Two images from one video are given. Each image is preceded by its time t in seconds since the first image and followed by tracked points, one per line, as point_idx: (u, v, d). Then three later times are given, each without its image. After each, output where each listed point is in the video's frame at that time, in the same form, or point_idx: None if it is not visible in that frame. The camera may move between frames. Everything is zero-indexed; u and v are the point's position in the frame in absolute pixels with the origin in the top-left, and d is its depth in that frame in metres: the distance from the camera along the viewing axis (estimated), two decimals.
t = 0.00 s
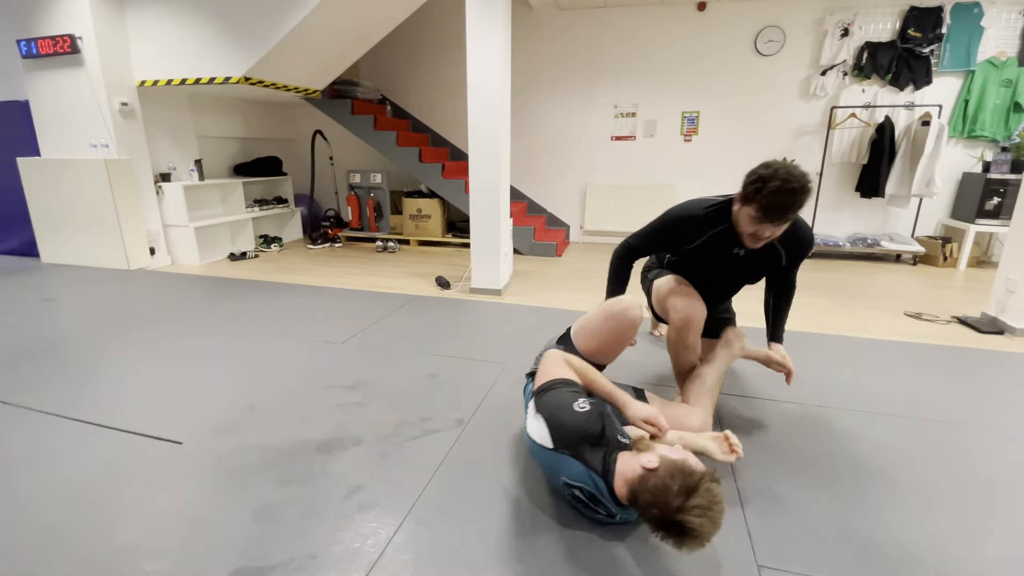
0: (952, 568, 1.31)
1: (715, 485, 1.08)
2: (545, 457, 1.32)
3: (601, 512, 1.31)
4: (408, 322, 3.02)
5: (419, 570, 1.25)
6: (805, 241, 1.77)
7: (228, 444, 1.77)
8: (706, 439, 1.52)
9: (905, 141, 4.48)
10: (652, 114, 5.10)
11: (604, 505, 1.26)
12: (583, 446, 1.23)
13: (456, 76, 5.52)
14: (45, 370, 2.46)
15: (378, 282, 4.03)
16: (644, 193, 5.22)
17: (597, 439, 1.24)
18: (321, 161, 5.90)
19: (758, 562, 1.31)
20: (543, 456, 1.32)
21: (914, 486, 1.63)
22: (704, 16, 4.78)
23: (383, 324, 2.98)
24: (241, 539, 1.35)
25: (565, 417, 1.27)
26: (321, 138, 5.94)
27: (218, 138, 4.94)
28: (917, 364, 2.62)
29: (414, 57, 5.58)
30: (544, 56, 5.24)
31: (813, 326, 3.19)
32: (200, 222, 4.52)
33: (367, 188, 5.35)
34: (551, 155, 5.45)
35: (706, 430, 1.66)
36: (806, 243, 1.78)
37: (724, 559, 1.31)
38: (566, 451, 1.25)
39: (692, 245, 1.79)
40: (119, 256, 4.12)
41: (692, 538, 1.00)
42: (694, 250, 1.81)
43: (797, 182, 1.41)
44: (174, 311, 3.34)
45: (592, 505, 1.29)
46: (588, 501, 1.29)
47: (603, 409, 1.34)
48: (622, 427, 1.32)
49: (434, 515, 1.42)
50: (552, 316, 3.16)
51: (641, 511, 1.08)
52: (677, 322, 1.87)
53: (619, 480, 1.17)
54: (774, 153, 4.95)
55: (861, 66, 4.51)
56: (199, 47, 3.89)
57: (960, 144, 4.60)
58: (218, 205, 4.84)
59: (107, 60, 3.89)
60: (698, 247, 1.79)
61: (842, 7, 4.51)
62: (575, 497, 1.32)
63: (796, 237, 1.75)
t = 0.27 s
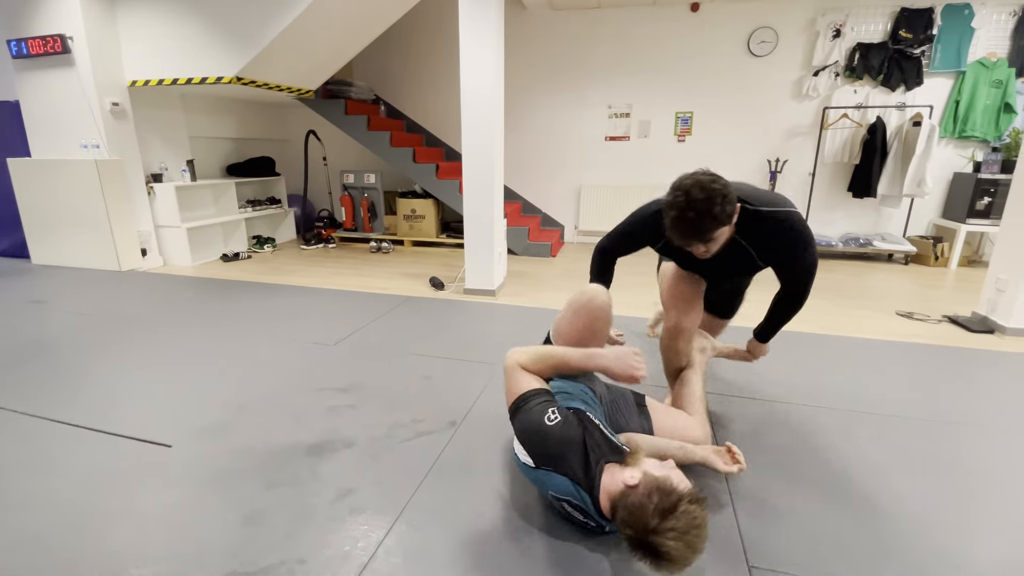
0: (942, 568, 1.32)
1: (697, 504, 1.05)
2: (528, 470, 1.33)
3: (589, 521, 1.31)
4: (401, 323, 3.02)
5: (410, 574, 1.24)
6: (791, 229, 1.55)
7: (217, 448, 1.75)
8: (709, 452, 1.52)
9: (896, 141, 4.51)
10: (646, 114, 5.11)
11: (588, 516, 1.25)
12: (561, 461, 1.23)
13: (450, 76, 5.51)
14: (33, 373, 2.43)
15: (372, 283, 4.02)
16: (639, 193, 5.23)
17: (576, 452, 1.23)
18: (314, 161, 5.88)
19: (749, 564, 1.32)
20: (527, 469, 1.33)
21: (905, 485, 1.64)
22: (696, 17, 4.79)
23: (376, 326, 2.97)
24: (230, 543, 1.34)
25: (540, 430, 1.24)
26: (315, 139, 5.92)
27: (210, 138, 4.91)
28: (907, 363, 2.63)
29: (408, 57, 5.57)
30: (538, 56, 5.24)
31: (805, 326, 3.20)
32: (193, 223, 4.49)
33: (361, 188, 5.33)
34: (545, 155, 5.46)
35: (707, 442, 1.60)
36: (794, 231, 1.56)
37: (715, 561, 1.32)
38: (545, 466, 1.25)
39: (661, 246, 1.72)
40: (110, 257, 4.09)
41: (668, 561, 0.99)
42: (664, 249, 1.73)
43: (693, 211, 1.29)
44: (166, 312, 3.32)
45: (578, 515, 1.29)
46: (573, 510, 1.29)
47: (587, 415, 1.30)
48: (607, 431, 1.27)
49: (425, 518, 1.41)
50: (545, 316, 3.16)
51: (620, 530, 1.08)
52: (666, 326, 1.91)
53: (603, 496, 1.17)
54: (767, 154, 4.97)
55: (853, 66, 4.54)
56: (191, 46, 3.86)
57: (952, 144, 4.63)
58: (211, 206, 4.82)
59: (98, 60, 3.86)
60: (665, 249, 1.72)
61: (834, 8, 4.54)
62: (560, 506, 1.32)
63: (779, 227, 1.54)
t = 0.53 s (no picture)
0: (920, 552, 1.36)
1: (645, 491, 1.07)
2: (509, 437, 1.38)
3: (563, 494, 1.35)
4: (397, 320, 3.05)
5: (402, 559, 1.27)
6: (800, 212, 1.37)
7: (214, 441, 1.78)
8: (721, 436, 1.62)
9: (886, 142, 4.57)
10: (639, 114, 5.16)
11: (557, 488, 1.29)
12: (535, 435, 1.26)
13: (446, 77, 5.55)
14: (30, 370, 2.45)
15: (367, 282, 4.04)
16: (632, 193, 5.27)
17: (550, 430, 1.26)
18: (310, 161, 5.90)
19: (733, 548, 1.36)
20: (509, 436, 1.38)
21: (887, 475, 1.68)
22: (689, 18, 4.84)
23: (371, 323, 3.00)
24: (227, 531, 1.37)
25: (517, 400, 1.27)
26: (311, 139, 5.94)
27: (206, 138, 4.93)
28: (895, 358, 2.68)
29: (404, 58, 5.60)
30: (533, 57, 5.28)
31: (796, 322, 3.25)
32: (188, 222, 4.51)
33: (356, 188, 5.35)
34: (540, 155, 5.50)
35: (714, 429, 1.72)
36: (806, 215, 1.38)
37: (701, 545, 1.35)
38: (520, 437, 1.29)
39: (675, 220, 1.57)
40: (106, 256, 4.10)
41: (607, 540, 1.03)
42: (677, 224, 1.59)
43: (706, 197, 1.20)
44: (162, 310, 3.34)
45: (551, 487, 1.33)
46: (547, 482, 1.33)
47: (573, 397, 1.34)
48: (590, 415, 1.31)
49: (418, 507, 1.44)
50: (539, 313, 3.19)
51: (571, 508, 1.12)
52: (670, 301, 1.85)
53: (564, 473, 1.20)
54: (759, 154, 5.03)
55: (843, 68, 4.60)
56: (187, 47, 3.88)
57: (941, 144, 4.70)
58: (207, 205, 4.84)
59: (94, 61, 3.88)
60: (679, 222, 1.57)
61: (824, 10, 4.60)
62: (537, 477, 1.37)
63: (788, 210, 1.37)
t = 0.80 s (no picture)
0: (893, 538, 1.42)
1: (576, 443, 1.26)
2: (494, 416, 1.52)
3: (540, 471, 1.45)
4: (394, 319, 3.10)
5: (397, 544, 1.33)
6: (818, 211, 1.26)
7: (215, 435, 1.83)
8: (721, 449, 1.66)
9: (875, 144, 4.65)
10: (633, 116, 5.23)
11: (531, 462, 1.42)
12: (508, 411, 1.40)
13: (442, 79, 5.61)
14: (33, 368, 2.50)
15: (364, 282, 4.09)
16: (627, 194, 5.34)
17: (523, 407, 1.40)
18: (308, 163, 5.95)
19: (714, 533, 1.42)
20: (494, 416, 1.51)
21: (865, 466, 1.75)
22: (682, 22, 4.92)
23: (368, 323, 3.05)
24: (228, 518, 1.42)
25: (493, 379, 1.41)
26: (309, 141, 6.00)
27: (204, 140, 4.98)
28: (880, 355, 2.75)
29: (401, 60, 5.66)
30: (528, 60, 5.34)
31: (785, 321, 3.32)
32: (187, 223, 4.56)
33: (354, 189, 5.40)
34: (536, 157, 5.56)
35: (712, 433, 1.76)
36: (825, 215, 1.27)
37: (682, 531, 1.42)
38: (496, 413, 1.43)
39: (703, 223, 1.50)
40: (105, 256, 4.14)
41: (539, 481, 1.24)
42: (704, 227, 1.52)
43: (726, 184, 1.13)
44: (161, 310, 3.39)
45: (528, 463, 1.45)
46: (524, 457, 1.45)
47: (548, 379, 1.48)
48: (562, 393, 1.46)
49: (413, 496, 1.50)
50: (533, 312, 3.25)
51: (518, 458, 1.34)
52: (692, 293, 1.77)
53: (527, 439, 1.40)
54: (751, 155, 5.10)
55: (834, 71, 4.68)
56: (186, 50, 3.93)
57: (929, 146, 4.78)
58: (205, 206, 4.88)
59: (94, 64, 3.92)
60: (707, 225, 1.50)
61: (815, 14, 4.68)
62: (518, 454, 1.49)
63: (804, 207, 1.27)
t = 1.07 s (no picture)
0: (866, 520, 1.50)
1: (567, 424, 1.34)
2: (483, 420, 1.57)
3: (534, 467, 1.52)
4: (391, 315, 3.16)
5: (393, 526, 1.40)
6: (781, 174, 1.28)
7: (217, 426, 1.89)
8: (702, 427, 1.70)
9: (865, 143, 4.72)
10: (628, 116, 5.30)
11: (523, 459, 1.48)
12: (497, 412, 1.47)
13: (439, 78, 5.66)
14: (37, 363, 2.55)
15: (362, 279, 4.15)
16: (622, 192, 5.41)
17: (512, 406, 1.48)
18: (306, 162, 6.00)
19: (695, 515, 1.50)
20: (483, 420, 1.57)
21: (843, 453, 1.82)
22: (676, 23, 4.98)
23: (366, 318, 3.11)
24: (232, 502, 1.48)
25: (481, 383, 1.48)
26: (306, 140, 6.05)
27: (203, 139, 5.03)
28: (866, 350, 2.82)
29: (398, 60, 5.71)
30: (524, 59, 5.40)
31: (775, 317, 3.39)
32: (186, 222, 4.61)
33: (351, 188, 5.46)
34: (532, 156, 5.62)
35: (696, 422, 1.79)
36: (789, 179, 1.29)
37: (666, 514, 1.49)
38: (485, 417, 1.49)
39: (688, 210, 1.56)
40: (105, 255, 4.19)
41: (535, 463, 1.29)
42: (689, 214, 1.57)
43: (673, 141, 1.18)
44: (162, 307, 3.44)
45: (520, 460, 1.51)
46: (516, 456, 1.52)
47: (529, 375, 1.56)
48: (544, 386, 1.53)
49: (409, 482, 1.57)
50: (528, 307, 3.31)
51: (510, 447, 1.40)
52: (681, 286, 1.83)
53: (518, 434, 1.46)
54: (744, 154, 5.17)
55: (825, 71, 4.75)
56: (185, 50, 3.98)
57: (919, 145, 4.86)
58: (205, 205, 4.93)
59: (94, 64, 3.97)
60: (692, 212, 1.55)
61: (806, 15, 4.75)
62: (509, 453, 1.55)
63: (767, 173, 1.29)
